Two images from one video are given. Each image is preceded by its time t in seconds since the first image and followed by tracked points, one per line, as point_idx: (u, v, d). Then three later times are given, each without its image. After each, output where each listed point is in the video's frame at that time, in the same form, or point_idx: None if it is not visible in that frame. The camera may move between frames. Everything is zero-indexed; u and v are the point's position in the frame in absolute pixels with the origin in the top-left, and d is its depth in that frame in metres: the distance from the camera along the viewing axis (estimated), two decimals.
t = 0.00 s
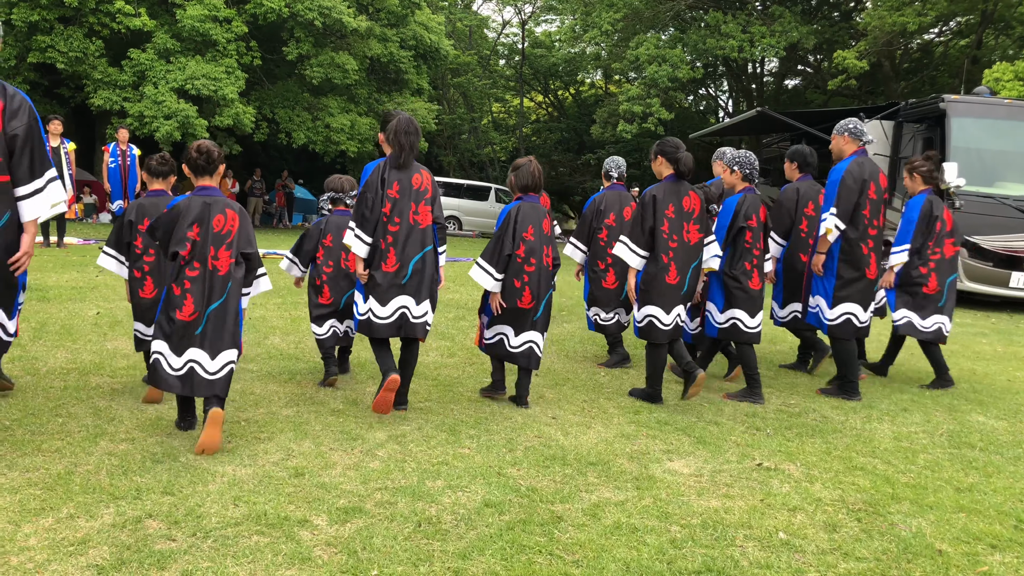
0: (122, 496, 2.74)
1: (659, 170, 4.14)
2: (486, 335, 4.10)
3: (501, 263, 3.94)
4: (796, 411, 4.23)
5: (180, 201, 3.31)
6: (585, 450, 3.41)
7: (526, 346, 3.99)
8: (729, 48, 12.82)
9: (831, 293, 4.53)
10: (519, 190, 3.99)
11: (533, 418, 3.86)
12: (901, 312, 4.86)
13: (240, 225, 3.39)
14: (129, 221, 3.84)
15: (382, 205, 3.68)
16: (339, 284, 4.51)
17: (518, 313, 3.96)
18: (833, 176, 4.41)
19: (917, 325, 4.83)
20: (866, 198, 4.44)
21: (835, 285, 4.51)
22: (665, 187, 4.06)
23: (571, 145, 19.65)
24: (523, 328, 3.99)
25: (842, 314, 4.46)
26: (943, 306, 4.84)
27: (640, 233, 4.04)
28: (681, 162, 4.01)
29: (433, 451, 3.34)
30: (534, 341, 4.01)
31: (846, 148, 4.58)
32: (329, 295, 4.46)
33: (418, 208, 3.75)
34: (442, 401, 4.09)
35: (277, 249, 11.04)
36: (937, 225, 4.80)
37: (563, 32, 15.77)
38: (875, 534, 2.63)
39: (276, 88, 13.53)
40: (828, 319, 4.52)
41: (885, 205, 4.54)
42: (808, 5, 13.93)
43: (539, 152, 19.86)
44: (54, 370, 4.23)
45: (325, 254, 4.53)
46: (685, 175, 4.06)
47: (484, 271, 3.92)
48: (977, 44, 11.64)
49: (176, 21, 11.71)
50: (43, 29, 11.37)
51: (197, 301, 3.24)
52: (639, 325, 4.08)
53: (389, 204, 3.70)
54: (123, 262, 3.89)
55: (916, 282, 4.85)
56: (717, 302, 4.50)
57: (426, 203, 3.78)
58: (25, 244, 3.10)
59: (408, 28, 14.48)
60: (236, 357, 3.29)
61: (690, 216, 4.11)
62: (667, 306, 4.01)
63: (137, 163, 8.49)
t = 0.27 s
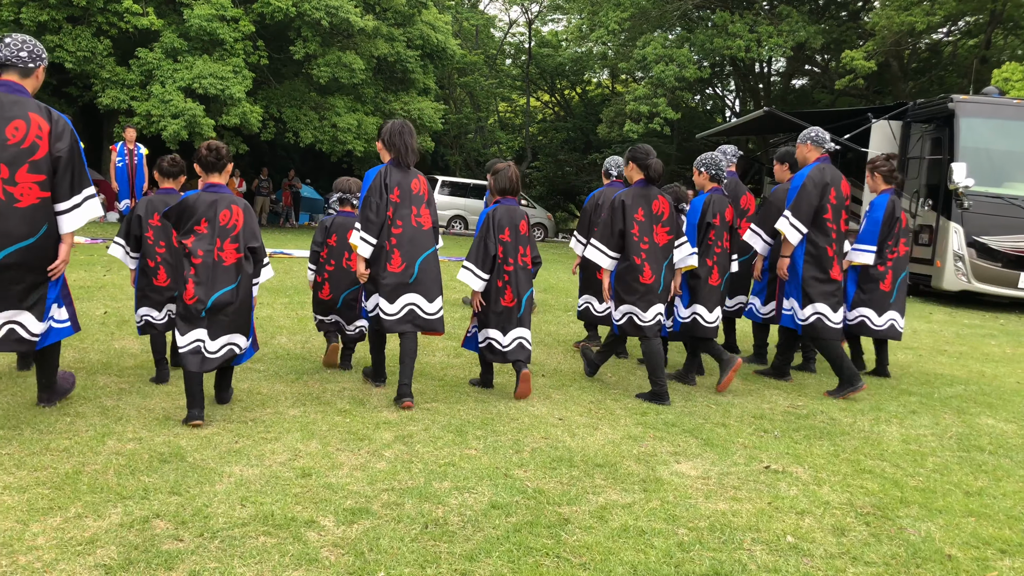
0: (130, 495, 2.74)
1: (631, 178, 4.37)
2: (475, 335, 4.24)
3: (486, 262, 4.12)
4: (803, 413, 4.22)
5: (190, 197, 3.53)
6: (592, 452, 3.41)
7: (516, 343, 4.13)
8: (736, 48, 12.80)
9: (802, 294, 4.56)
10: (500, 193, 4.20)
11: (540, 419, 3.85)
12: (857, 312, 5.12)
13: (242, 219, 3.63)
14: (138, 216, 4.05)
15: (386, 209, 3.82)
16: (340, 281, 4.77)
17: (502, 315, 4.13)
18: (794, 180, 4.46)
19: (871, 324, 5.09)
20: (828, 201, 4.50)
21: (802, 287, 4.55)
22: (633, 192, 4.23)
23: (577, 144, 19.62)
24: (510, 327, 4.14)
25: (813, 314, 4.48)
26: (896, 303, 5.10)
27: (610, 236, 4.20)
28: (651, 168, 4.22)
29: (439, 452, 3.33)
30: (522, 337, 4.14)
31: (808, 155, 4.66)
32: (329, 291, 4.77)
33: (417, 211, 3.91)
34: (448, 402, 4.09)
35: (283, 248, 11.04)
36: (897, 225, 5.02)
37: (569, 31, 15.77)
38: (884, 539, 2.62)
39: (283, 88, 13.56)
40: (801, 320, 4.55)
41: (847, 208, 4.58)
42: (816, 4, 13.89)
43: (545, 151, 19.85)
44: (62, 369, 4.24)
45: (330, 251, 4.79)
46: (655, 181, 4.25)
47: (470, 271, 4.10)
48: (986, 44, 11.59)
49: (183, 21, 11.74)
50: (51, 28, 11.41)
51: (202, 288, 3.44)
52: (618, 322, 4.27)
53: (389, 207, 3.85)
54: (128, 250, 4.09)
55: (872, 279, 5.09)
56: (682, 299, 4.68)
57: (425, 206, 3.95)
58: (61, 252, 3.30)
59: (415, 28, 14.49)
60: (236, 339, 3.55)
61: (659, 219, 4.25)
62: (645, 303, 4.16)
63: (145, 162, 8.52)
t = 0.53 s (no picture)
0: (169, 491, 2.79)
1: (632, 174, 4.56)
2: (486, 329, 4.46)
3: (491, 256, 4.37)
4: (842, 418, 4.16)
5: (241, 194, 3.98)
6: (627, 455, 3.39)
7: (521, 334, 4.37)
8: (774, 47, 12.67)
9: (779, 285, 4.93)
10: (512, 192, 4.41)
11: (574, 421, 3.85)
12: (851, 311, 5.17)
13: (288, 217, 4.05)
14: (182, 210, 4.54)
15: (406, 206, 4.15)
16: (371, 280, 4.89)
17: (508, 307, 4.34)
18: (796, 174, 4.72)
19: (865, 323, 5.16)
20: (826, 196, 4.82)
21: (783, 281, 4.91)
22: (629, 187, 4.50)
23: (613, 145, 19.54)
24: (513, 321, 4.35)
25: (786, 302, 4.88)
26: (889, 303, 5.19)
27: (605, 227, 4.49)
28: (645, 165, 4.41)
29: (473, 453, 3.34)
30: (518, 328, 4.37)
31: (805, 152, 4.92)
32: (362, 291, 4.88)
33: (436, 206, 4.25)
34: (483, 402, 4.10)
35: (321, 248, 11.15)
36: (891, 225, 5.09)
37: (606, 32, 15.74)
38: (925, 549, 2.57)
39: (321, 90, 13.71)
40: (773, 307, 4.94)
41: (844, 204, 4.93)
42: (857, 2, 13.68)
43: (581, 151, 19.81)
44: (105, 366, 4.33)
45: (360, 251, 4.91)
46: (649, 177, 4.47)
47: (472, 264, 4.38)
48: None
49: (223, 24, 11.92)
50: (96, 33, 11.66)
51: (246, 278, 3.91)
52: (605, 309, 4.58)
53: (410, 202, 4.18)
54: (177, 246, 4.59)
55: (867, 279, 5.18)
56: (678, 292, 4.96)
57: (445, 201, 4.28)
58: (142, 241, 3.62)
59: (452, 29, 14.56)
60: (277, 325, 3.92)
61: (654, 214, 4.55)
62: (630, 294, 4.47)
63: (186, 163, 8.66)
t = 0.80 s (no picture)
0: (253, 491, 2.88)
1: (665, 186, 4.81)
2: (538, 324, 4.76)
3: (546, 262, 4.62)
4: (930, 434, 4.01)
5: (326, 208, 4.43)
6: (703, 467, 3.34)
7: (569, 332, 4.61)
8: (859, 50, 12.32)
9: (823, 301, 4.90)
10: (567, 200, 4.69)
11: (649, 432, 3.82)
12: (900, 317, 5.31)
13: (367, 226, 4.47)
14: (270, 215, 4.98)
15: (472, 218, 4.43)
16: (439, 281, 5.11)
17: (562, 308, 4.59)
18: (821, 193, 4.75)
19: (915, 329, 5.25)
20: (853, 212, 4.80)
21: (823, 297, 4.90)
22: (668, 198, 4.75)
23: (691, 151, 19.29)
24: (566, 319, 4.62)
25: (832, 319, 4.88)
26: (941, 310, 5.25)
27: (649, 237, 4.69)
28: (680, 175, 4.69)
29: (547, 461, 3.35)
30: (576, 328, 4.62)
31: (836, 165, 4.93)
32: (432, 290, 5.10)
33: (499, 220, 4.50)
34: (557, 411, 4.10)
35: (399, 254, 11.34)
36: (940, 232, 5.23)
37: (683, 37, 15.59)
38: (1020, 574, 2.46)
39: (399, 99, 13.96)
40: (818, 322, 4.92)
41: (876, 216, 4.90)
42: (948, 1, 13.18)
43: (658, 158, 19.62)
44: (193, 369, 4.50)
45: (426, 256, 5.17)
46: (686, 187, 4.72)
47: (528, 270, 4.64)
48: None
49: (307, 37, 12.27)
50: (188, 47, 12.15)
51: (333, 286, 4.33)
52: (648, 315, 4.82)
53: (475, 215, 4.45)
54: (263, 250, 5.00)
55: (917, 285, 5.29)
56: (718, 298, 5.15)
57: (507, 215, 4.53)
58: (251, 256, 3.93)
59: (528, 37, 14.64)
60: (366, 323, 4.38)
61: (693, 222, 4.74)
62: (675, 297, 4.70)
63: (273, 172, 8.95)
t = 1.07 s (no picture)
0: (318, 498, 2.93)
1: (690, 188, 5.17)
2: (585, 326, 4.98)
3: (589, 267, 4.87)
4: (1007, 449, 3.87)
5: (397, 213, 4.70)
6: (768, 479, 3.28)
7: (618, 338, 4.82)
8: (931, 52, 11.97)
9: (841, 296, 4.98)
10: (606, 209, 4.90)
11: (712, 443, 3.76)
12: (939, 323, 5.34)
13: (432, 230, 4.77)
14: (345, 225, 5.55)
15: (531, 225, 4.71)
16: (494, 283, 5.54)
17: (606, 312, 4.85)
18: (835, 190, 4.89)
19: (954, 335, 5.28)
20: (869, 209, 4.87)
21: (841, 291, 4.97)
22: (691, 198, 5.11)
23: (755, 158, 18.97)
24: (614, 324, 4.85)
25: (849, 316, 4.91)
26: (981, 315, 5.24)
27: (671, 235, 5.15)
28: (700, 176, 5.08)
29: (608, 471, 3.33)
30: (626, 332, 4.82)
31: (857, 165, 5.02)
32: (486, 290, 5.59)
33: (552, 225, 4.76)
34: (617, 420, 4.08)
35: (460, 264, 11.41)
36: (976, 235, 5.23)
37: (748, 42, 15.37)
38: None
39: (461, 110, 14.09)
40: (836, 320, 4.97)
41: (896, 214, 4.91)
42: None
43: (721, 165, 19.36)
44: (261, 376, 4.61)
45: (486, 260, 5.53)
46: (707, 187, 5.08)
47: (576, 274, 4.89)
48: None
49: (371, 50, 12.49)
50: (257, 61, 12.48)
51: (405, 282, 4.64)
52: (672, 309, 5.12)
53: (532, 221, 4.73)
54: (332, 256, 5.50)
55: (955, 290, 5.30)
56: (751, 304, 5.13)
57: (559, 221, 4.78)
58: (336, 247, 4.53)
59: (590, 46, 14.63)
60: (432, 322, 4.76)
61: (714, 221, 5.10)
62: (695, 293, 5.03)
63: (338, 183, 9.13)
